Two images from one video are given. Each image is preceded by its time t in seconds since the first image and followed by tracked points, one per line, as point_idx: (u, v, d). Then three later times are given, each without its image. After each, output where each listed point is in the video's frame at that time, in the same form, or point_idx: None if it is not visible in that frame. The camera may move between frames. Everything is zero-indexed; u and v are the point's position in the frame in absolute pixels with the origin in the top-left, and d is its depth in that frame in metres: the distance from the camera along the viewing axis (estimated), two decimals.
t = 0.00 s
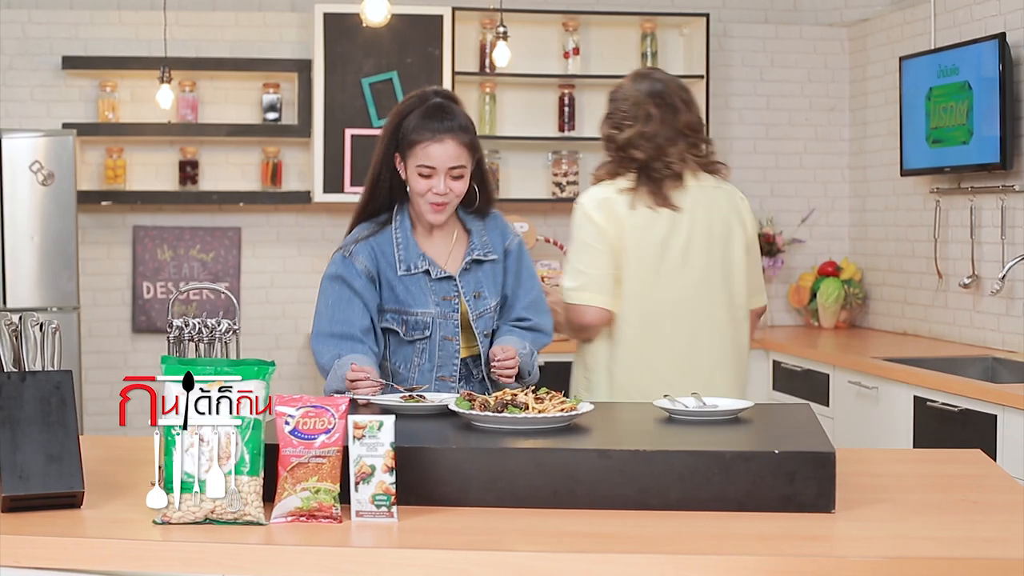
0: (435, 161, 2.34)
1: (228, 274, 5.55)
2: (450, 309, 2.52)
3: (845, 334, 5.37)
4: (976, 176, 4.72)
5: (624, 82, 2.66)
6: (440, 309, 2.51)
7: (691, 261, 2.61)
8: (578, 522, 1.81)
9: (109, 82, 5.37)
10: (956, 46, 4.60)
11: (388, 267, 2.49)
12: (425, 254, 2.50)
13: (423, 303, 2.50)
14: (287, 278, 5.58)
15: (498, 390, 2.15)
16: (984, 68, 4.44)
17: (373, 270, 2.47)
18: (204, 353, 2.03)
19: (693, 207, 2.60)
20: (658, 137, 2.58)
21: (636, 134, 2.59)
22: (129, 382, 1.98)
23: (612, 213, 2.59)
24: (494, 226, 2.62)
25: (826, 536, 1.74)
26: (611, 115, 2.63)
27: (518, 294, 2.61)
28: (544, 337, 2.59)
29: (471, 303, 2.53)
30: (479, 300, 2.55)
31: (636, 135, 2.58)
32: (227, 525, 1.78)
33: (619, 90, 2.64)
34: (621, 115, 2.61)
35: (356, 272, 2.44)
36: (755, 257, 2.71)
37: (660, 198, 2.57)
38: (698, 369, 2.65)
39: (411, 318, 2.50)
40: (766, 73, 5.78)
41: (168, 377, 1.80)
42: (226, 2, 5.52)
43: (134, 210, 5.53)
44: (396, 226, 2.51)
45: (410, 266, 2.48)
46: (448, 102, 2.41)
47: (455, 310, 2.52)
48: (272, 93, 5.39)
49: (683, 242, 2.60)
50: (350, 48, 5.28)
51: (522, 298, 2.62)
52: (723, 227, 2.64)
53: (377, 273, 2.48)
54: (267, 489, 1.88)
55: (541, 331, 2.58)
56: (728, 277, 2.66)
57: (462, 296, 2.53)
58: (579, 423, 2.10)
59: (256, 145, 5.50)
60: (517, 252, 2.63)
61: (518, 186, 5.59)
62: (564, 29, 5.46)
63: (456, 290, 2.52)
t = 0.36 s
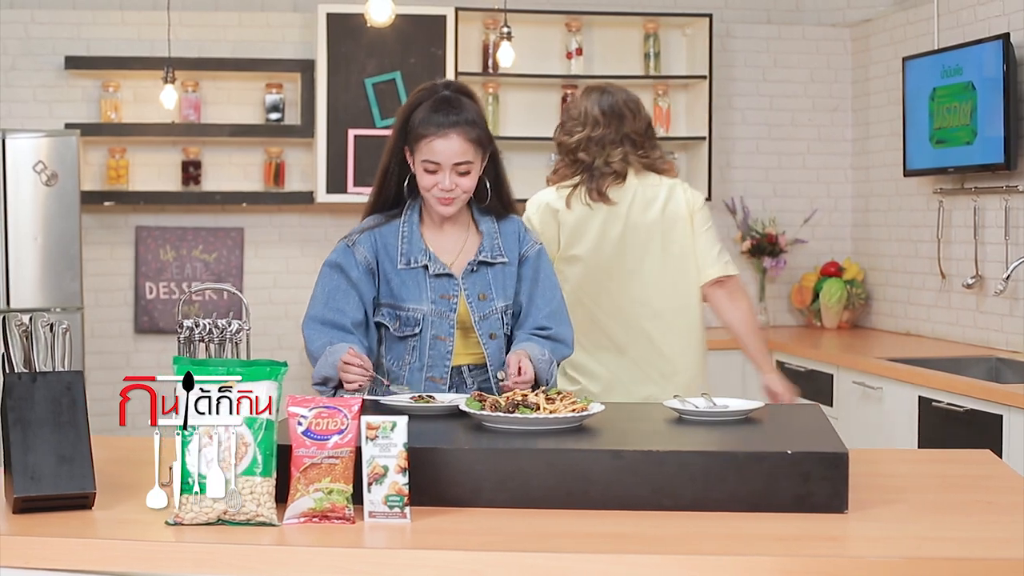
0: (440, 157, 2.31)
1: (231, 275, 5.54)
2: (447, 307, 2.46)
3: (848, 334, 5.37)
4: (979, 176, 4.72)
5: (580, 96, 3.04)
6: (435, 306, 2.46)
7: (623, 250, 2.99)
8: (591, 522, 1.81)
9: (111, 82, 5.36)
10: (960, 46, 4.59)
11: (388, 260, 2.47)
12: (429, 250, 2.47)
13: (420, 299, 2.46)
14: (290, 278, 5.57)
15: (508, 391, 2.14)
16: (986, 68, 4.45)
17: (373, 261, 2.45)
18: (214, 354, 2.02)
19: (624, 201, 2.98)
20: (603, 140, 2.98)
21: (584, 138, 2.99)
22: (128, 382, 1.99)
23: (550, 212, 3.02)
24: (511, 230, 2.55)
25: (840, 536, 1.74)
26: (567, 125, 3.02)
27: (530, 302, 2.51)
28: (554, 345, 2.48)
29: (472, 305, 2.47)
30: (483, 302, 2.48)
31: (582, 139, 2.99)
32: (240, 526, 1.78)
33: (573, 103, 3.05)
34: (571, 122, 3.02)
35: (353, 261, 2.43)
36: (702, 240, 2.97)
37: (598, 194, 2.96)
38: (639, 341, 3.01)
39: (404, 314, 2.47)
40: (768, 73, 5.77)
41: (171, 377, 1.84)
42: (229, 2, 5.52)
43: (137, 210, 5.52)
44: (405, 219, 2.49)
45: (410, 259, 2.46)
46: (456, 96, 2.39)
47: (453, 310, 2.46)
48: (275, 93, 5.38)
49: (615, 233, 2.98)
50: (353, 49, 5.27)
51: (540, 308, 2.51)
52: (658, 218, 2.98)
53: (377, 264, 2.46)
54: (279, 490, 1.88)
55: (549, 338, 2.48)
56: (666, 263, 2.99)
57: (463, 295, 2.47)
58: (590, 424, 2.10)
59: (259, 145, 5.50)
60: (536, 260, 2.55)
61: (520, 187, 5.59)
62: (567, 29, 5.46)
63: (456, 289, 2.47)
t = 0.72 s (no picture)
0: (453, 153, 2.32)
1: (233, 275, 5.53)
2: (464, 303, 2.50)
3: (849, 335, 5.36)
4: (981, 177, 4.72)
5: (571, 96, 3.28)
6: (452, 302, 2.50)
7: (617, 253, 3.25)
8: (602, 523, 1.81)
9: (113, 82, 5.34)
10: (963, 46, 4.58)
11: (409, 257, 2.51)
12: (447, 244, 2.50)
13: (437, 296, 2.50)
14: (291, 279, 5.57)
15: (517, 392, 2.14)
16: (987, 69, 4.46)
17: (397, 259, 2.51)
18: (223, 354, 2.02)
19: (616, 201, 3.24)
20: (596, 139, 3.23)
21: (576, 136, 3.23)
22: (128, 382, 1.99)
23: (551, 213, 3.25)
24: (535, 223, 2.51)
25: (852, 536, 1.74)
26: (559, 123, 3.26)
27: (554, 295, 2.47)
28: (577, 342, 2.42)
29: (486, 300, 2.49)
30: (498, 296, 2.49)
31: (575, 136, 3.23)
32: (251, 526, 1.78)
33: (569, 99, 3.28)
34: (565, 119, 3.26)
35: (379, 260, 2.49)
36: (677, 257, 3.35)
37: (590, 192, 3.22)
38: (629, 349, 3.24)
39: (423, 311, 2.51)
40: (770, 73, 5.77)
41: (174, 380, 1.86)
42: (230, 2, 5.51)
43: (138, 211, 5.49)
44: (429, 214, 2.53)
45: (430, 255, 2.50)
46: (469, 89, 2.39)
47: (470, 305, 2.50)
48: (276, 94, 5.37)
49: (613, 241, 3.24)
50: (355, 49, 5.26)
51: (564, 304, 2.45)
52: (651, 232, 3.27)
53: (400, 262, 2.51)
54: (290, 491, 1.87)
55: (571, 335, 2.42)
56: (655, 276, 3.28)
57: (480, 290, 2.49)
58: (598, 424, 2.10)
59: (261, 145, 5.49)
60: (560, 253, 2.49)
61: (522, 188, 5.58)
62: (568, 30, 5.46)
63: (473, 284, 2.49)
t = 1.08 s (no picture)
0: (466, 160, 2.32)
1: (233, 277, 5.51)
2: (493, 308, 2.52)
3: (850, 336, 5.37)
4: (982, 178, 4.72)
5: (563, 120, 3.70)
6: (481, 308, 2.52)
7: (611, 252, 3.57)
8: (612, 525, 1.80)
9: (113, 84, 5.33)
10: (964, 48, 4.58)
11: (439, 263, 2.54)
12: (475, 249, 2.52)
13: (466, 302, 2.53)
14: (292, 281, 5.56)
15: (524, 393, 2.14)
16: (987, 71, 4.46)
17: (429, 266, 2.54)
18: (231, 356, 2.02)
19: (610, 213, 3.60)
20: (588, 157, 3.63)
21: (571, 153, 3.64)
22: (129, 382, 1.97)
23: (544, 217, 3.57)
24: (562, 224, 2.52)
25: (862, 538, 1.73)
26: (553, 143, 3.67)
27: (585, 296, 2.49)
28: (599, 344, 2.43)
29: (513, 305, 2.51)
30: (524, 301, 2.51)
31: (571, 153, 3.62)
32: (261, 529, 1.77)
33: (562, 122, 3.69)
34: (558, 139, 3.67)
35: (411, 269, 2.54)
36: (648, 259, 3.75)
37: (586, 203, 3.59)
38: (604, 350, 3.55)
39: (455, 317, 2.55)
40: (770, 75, 5.77)
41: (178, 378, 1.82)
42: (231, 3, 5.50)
43: (139, 213, 5.48)
44: (456, 221, 2.55)
45: (458, 262, 2.52)
46: (478, 96, 2.40)
47: (498, 310, 2.52)
48: (277, 95, 5.36)
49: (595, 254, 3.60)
50: (357, 50, 5.25)
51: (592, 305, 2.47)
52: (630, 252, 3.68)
53: (432, 269, 2.55)
54: (300, 493, 1.87)
55: (593, 336, 2.44)
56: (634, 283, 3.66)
57: (507, 294, 2.51)
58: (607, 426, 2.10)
59: (261, 147, 5.49)
60: (588, 254, 2.50)
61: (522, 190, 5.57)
62: (569, 31, 5.46)
63: (501, 289, 2.51)
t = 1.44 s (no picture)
0: (477, 140, 2.35)
1: (228, 277, 5.50)
2: (495, 307, 2.52)
3: (844, 337, 5.37)
4: (977, 179, 4.72)
5: (565, 118, 3.78)
6: (484, 306, 2.52)
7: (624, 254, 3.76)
8: (615, 526, 1.80)
9: (108, 84, 5.32)
10: (959, 49, 4.59)
11: (445, 261, 2.54)
12: (481, 248, 2.52)
13: (469, 300, 2.53)
14: (287, 282, 5.55)
15: (526, 394, 2.14)
16: (981, 72, 4.47)
17: (434, 262, 2.54)
18: (232, 357, 2.01)
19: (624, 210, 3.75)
20: (596, 152, 3.73)
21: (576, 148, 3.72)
22: (129, 381, 1.96)
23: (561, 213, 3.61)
24: (570, 226, 2.51)
25: (866, 539, 1.73)
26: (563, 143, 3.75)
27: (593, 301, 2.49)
28: (606, 345, 2.43)
29: (517, 305, 2.51)
30: (530, 302, 2.51)
31: (581, 148, 3.71)
32: (264, 530, 1.77)
33: (565, 121, 3.78)
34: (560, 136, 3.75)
35: (415, 265, 2.54)
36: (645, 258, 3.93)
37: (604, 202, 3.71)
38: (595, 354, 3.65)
39: (457, 315, 2.55)
40: (765, 76, 5.77)
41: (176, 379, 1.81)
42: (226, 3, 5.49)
43: (134, 214, 5.47)
44: (465, 218, 2.55)
45: (464, 260, 2.52)
46: (497, 82, 2.43)
47: (501, 309, 2.52)
48: (272, 96, 5.36)
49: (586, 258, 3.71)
50: (352, 51, 5.25)
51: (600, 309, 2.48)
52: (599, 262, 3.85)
53: (436, 266, 2.54)
54: (303, 494, 1.87)
55: (601, 338, 2.44)
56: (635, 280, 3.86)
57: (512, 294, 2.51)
58: (608, 427, 2.10)
59: (256, 147, 5.48)
60: (596, 257, 2.49)
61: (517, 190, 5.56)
62: (564, 32, 5.46)
63: (505, 288, 2.51)
